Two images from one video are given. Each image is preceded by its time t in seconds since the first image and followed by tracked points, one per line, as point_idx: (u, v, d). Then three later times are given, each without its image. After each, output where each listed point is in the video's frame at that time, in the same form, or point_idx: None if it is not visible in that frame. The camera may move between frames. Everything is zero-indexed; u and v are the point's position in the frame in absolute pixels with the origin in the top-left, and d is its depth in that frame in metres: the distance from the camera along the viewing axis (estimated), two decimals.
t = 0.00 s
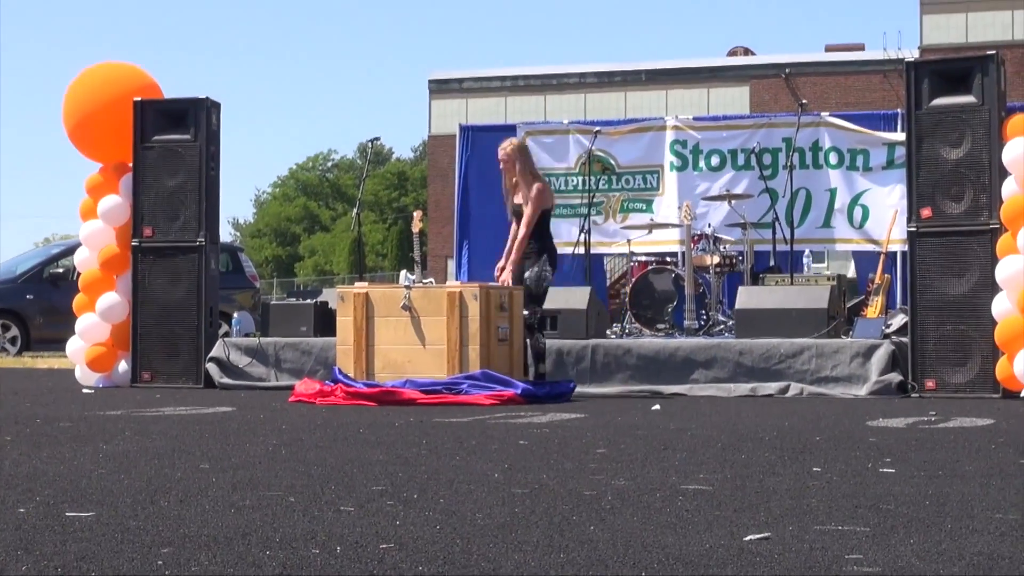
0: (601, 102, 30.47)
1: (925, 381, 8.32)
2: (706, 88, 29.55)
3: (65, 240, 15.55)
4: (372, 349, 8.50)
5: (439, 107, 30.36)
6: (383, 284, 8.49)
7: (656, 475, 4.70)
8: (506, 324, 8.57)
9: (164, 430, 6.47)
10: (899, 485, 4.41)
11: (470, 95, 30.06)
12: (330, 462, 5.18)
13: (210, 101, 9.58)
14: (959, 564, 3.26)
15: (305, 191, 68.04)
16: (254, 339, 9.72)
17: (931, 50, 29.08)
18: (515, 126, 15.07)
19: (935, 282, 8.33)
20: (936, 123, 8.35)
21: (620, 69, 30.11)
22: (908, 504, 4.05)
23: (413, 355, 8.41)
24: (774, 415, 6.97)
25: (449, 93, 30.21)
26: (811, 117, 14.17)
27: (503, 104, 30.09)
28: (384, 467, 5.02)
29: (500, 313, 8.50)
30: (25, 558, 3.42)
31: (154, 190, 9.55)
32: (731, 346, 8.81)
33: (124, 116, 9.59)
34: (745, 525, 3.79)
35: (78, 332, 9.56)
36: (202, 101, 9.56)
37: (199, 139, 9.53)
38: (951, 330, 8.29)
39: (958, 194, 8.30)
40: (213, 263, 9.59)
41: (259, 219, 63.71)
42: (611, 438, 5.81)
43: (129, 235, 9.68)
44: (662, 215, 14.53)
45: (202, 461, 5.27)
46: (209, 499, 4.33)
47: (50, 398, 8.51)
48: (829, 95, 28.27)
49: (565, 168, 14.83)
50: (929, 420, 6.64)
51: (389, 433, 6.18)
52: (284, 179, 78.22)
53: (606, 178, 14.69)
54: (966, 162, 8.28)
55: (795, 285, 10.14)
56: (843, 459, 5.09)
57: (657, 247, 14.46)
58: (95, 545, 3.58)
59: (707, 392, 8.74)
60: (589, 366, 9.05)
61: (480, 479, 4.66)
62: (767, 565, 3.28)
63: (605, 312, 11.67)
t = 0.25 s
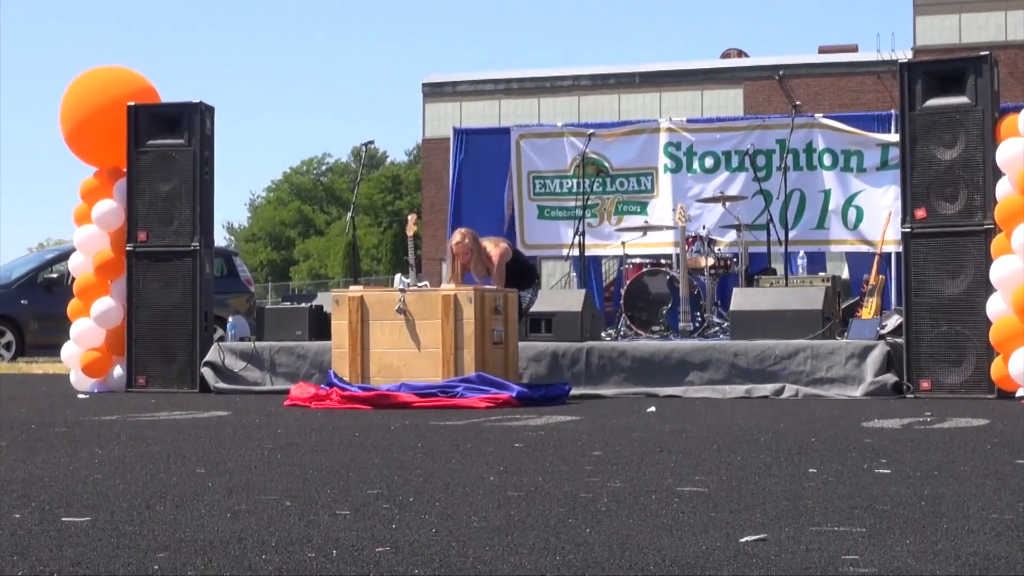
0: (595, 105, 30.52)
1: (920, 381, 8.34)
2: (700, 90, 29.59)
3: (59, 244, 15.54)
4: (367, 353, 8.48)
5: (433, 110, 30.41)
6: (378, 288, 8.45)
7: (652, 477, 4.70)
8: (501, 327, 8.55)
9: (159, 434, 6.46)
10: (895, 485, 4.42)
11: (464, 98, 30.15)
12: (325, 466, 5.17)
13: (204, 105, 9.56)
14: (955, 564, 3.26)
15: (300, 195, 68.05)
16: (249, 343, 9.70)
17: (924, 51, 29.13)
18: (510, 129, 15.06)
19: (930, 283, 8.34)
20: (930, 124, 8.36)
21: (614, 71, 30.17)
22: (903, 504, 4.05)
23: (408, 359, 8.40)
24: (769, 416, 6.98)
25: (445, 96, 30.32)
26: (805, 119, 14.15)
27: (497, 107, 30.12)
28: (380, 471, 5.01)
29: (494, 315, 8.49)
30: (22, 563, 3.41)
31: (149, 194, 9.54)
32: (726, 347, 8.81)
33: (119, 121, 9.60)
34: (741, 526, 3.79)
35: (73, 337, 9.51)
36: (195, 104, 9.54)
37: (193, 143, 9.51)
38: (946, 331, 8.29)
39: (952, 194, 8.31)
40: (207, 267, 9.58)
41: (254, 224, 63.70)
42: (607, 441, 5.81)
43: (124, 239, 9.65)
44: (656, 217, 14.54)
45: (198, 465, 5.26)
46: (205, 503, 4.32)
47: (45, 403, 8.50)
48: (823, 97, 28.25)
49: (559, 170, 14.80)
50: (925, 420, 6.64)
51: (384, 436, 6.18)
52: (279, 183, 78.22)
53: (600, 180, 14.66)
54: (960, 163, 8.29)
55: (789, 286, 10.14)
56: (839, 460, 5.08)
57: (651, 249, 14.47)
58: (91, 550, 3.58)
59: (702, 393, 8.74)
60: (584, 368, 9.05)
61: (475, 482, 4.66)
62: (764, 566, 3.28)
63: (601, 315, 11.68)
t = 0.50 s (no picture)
0: (589, 105, 30.55)
1: (915, 381, 8.34)
2: (693, 91, 29.64)
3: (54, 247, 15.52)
4: (362, 354, 8.47)
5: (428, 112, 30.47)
6: (372, 290, 8.45)
7: (647, 478, 4.70)
8: (496, 328, 8.55)
9: (155, 437, 6.45)
10: (890, 485, 4.42)
11: (458, 99, 30.21)
12: (321, 468, 5.17)
13: (198, 107, 9.56)
14: (950, 564, 3.26)
15: (294, 197, 68.05)
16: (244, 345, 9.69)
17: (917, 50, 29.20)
18: (503, 130, 15.02)
19: (925, 282, 8.35)
20: (925, 123, 8.36)
21: (608, 72, 30.21)
22: (898, 504, 4.06)
23: (403, 360, 8.39)
24: (764, 416, 6.98)
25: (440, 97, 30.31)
26: (799, 119, 14.15)
27: (490, 108, 30.41)
28: (376, 473, 5.01)
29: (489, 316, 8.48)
30: (17, 567, 3.41)
31: (143, 197, 9.52)
32: (721, 347, 8.82)
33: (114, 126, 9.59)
34: (737, 527, 3.79)
35: (69, 341, 9.54)
36: (190, 107, 9.54)
37: (187, 146, 9.50)
38: (940, 330, 8.30)
39: (946, 194, 8.32)
40: (202, 269, 9.58)
41: (248, 226, 63.69)
42: (603, 442, 5.81)
43: (118, 241, 9.65)
44: (650, 217, 14.55)
45: (193, 468, 5.26)
46: (201, 506, 4.32)
47: (40, 406, 8.48)
48: (817, 97, 28.19)
49: (554, 171, 14.78)
50: (920, 420, 6.65)
51: (380, 438, 6.18)
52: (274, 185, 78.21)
53: (594, 181, 14.70)
54: (954, 162, 8.30)
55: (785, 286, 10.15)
56: (834, 460, 5.09)
57: (645, 250, 14.43)
58: (87, 553, 3.57)
59: (698, 394, 8.74)
60: (579, 369, 9.04)
61: (471, 484, 4.66)
62: (760, 567, 3.28)
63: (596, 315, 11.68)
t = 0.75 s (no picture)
0: (587, 102, 30.54)
1: (912, 377, 8.35)
2: (691, 87, 29.66)
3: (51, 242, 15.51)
4: (359, 350, 8.47)
5: (425, 108, 30.48)
6: (370, 286, 8.46)
7: (644, 474, 4.71)
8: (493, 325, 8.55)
9: (152, 432, 6.45)
10: (886, 482, 4.43)
11: (455, 96, 30.29)
12: (318, 464, 5.17)
13: (195, 103, 9.55)
14: (946, 561, 3.27)
15: (292, 192, 68.04)
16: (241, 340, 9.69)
17: (915, 48, 29.21)
18: (501, 126, 15.02)
19: (921, 279, 8.35)
20: (922, 120, 8.37)
21: (605, 69, 30.22)
22: (895, 501, 4.06)
23: (400, 356, 8.40)
24: (761, 412, 6.98)
25: (437, 93, 30.49)
26: (796, 116, 14.25)
27: (488, 105, 30.49)
28: (372, 469, 5.01)
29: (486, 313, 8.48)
30: (13, 562, 3.40)
31: (140, 192, 9.51)
32: (718, 344, 8.83)
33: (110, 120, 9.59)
34: (733, 523, 3.80)
35: (65, 337, 9.53)
36: (187, 102, 9.53)
37: (184, 142, 9.50)
38: (937, 327, 8.31)
39: (943, 191, 8.32)
40: (199, 264, 9.56)
41: (245, 221, 63.67)
42: (600, 438, 5.81)
43: (115, 237, 9.64)
44: (647, 214, 14.56)
45: (190, 463, 5.25)
46: (197, 501, 4.32)
47: (37, 402, 8.48)
48: (814, 93, 28.23)
49: (551, 168, 14.79)
50: (916, 416, 6.66)
51: (376, 434, 6.18)
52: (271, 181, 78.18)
53: (591, 178, 14.66)
54: (952, 159, 8.30)
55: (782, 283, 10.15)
56: (830, 457, 5.09)
57: (643, 246, 14.44)
58: (84, 548, 3.57)
59: (694, 390, 8.74)
60: (576, 366, 9.05)
61: (468, 480, 4.66)
62: (756, 563, 3.29)
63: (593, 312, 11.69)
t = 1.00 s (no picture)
0: (588, 88, 30.50)
1: (913, 364, 8.35)
2: (692, 73, 29.65)
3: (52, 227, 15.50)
4: (360, 336, 8.48)
5: (426, 93, 30.46)
6: (370, 271, 8.46)
7: (645, 459, 4.71)
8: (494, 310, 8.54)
9: (153, 417, 6.46)
10: (887, 468, 4.43)
11: (455, 81, 30.32)
12: (319, 449, 5.17)
13: (196, 88, 9.55)
14: (947, 547, 3.27)
15: (293, 178, 68.02)
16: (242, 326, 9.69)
17: (917, 35, 29.15)
18: (502, 112, 15.02)
19: (923, 265, 8.34)
20: (924, 106, 8.35)
21: (607, 55, 30.20)
22: (896, 487, 4.07)
23: (401, 342, 8.40)
24: (763, 399, 6.99)
25: (434, 79, 30.46)
26: (798, 103, 14.23)
27: (489, 91, 30.51)
28: (373, 454, 5.02)
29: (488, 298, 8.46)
30: (15, 546, 3.41)
31: (140, 178, 9.51)
32: (719, 330, 8.83)
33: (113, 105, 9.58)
34: (734, 509, 3.80)
35: (66, 322, 9.52)
36: (188, 88, 9.54)
37: (185, 127, 9.51)
38: (938, 314, 8.31)
39: (945, 177, 8.31)
40: (200, 250, 9.57)
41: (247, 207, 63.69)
42: (601, 424, 5.82)
43: (117, 223, 9.63)
44: (648, 200, 14.52)
45: (191, 448, 5.26)
46: (199, 486, 4.33)
47: (38, 387, 8.48)
48: (816, 79, 28.23)
49: (552, 154, 14.78)
50: (918, 403, 6.66)
51: (377, 419, 6.18)
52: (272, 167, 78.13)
53: (593, 164, 14.64)
54: (954, 146, 8.29)
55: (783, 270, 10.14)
56: (831, 443, 5.10)
57: (644, 232, 14.44)
58: (85, 533, 3.58)
59: (695, 376, 8.75)
60: (577, 352, 9.06)
61: (470, 465, 4.67)
62: (756, 549, 3.29)
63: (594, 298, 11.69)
